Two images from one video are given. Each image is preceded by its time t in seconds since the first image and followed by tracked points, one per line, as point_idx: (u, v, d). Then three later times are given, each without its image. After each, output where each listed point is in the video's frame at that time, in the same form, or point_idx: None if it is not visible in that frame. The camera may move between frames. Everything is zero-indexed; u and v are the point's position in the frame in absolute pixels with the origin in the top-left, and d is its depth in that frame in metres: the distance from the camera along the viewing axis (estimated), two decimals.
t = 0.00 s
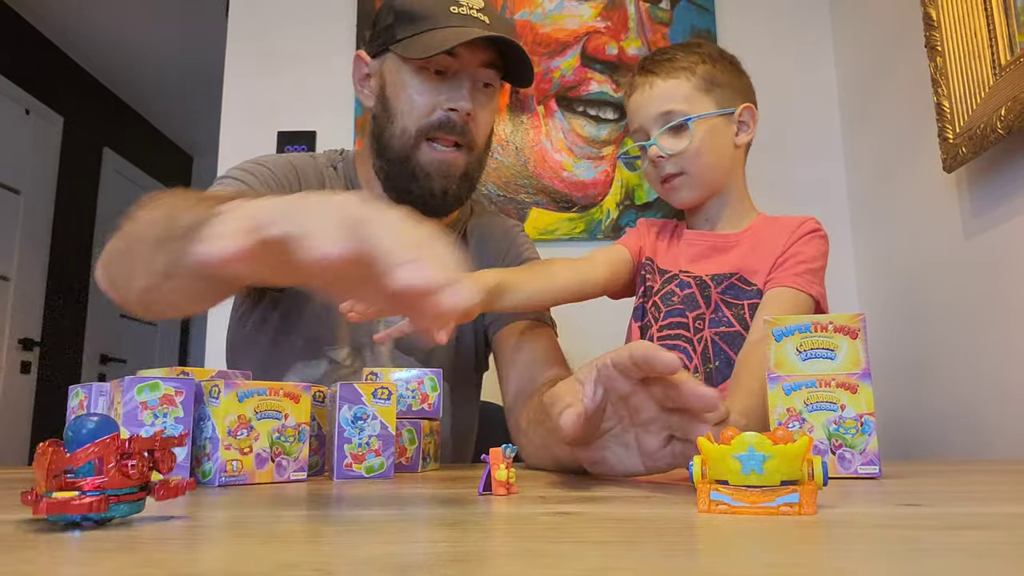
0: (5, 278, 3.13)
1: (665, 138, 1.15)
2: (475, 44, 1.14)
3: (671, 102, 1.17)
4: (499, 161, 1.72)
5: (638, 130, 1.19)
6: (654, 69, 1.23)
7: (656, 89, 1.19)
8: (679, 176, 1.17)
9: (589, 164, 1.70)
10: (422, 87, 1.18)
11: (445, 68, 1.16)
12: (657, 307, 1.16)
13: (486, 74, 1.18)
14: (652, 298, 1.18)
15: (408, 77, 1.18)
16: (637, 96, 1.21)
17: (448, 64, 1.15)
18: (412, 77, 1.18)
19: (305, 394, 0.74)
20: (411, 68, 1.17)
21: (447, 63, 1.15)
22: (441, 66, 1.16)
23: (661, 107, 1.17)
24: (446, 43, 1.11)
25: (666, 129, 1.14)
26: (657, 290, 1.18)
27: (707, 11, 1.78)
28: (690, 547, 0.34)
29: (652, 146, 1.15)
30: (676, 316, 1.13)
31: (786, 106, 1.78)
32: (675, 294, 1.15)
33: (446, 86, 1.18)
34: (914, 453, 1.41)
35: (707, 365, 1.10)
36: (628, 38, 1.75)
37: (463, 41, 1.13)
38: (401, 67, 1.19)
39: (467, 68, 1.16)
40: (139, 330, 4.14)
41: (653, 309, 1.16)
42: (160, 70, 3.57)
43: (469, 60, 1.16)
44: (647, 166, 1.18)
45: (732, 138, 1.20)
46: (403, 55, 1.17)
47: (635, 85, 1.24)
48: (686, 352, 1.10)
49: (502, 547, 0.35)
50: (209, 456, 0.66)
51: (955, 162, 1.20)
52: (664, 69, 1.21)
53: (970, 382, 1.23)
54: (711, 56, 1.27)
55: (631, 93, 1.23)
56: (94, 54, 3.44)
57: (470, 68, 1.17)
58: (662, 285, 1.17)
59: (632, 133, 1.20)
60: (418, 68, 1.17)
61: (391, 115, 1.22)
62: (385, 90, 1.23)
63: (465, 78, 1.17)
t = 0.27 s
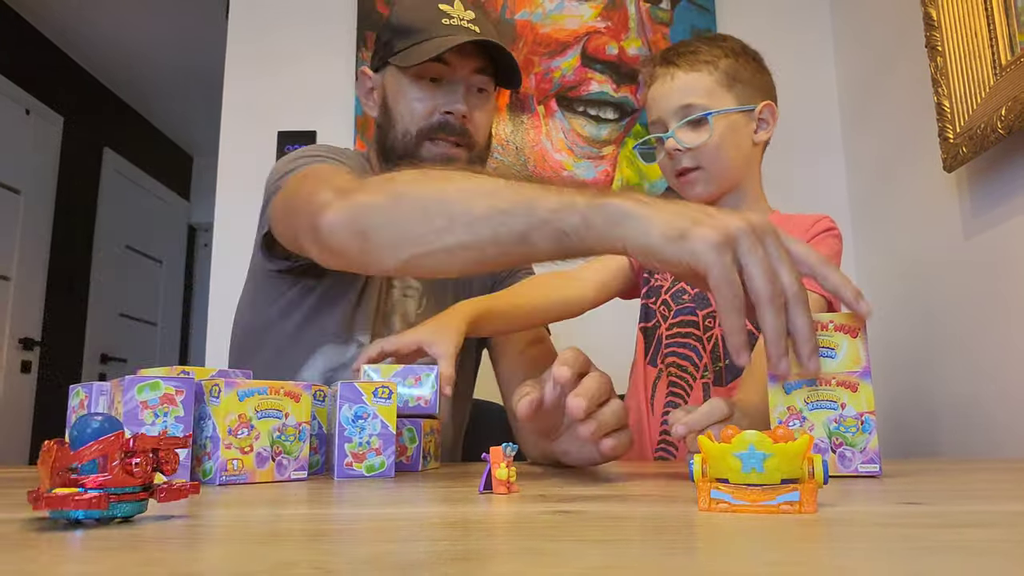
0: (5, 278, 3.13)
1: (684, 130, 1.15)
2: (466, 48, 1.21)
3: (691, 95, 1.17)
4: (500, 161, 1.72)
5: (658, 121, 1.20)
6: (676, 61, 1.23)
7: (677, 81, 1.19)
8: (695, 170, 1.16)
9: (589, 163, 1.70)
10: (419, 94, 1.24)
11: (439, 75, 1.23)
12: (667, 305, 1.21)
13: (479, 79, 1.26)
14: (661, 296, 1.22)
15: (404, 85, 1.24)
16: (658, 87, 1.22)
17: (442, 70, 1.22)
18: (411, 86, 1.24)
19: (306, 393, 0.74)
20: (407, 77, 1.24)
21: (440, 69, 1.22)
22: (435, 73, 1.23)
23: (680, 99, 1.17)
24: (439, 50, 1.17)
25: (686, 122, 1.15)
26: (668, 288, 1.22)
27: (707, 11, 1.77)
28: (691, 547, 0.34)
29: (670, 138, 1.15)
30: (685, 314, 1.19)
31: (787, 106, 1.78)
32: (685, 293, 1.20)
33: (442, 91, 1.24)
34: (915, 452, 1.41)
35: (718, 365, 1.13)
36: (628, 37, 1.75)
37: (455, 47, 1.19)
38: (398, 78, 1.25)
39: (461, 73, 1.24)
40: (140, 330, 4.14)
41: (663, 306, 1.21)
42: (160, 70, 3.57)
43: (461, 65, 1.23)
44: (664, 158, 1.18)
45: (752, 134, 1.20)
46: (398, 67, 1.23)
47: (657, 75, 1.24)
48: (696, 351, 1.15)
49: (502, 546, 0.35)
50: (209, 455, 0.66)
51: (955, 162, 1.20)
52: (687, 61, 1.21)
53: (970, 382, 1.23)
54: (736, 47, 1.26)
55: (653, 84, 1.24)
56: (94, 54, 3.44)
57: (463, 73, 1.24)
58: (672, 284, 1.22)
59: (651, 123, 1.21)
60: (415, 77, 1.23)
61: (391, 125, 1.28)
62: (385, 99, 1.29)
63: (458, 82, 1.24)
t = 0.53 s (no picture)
0: (6, 277, 3.13)
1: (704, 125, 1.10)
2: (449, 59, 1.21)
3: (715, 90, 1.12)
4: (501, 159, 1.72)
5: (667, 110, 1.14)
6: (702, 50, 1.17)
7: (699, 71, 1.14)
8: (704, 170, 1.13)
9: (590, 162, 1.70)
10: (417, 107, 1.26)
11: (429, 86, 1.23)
12: (675, 303, 1.17)
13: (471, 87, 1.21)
14: (667, 296, 1.18)
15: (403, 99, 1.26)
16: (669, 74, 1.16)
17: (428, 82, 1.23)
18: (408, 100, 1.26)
19: (306, 393, 0.74)
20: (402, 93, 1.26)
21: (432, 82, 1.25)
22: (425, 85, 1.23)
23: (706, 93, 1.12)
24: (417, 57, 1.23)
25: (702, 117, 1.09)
26: (673, 284, 1.19)
27: (707, 9, 1.77)
28: (692, 546, 0.34)
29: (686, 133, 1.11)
30: (695, 310, 1.15)
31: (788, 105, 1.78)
32: (693, 289, 1.17)
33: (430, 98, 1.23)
34: (917, 452, 1.41)
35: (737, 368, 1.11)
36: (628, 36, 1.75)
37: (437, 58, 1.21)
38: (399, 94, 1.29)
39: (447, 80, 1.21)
40: (140, 330, 4.15)
41: (670, 306, 1.17)
42: (160, 69, 3.57)
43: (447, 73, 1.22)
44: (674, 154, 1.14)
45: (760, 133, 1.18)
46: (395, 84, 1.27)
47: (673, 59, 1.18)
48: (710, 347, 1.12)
49: (503, 546, 0.35)
50: (209, 454, 0.66)
51: (957, 160, 1.20)
52: (712, 53, 1.16)
53: (972, 382, 1.23)
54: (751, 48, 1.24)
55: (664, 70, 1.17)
56: (95, 53, 3.44)
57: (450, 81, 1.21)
58: (677, 280, 1.19)
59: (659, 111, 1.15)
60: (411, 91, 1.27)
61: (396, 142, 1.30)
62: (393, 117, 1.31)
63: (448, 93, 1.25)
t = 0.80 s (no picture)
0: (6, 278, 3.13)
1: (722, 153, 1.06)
2: (431, 71, 1.21)
3: (732, 117, 1.09)
4: (500, 160, 1.72)
5: (683, 132, 1.09)
6: (716, 73, 1.12)
7: (716, 97, 1.09)
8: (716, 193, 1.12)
9: (589, 163, 1.70)
10: (400, 119, 1.25)
11: (412, 98, 1.24)
12: (683, 321, 1.15)
13: (451, 97, 1.24)
14: (673, 313, 1.16)
15: (387, 112, 1.26)
16: (682, 92, 1.11)
17: (412, 94, 1.23)
18: (391, 112, 1.25)
19: (306, 393, 0.73)
20: (387, 105, 1.26)
21: (410, 93, 1.23)
22: (407, 97, 1.24)
23: (723, 119, 1.08)
24: (396, 70, 1.21)
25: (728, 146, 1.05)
26: (677, 301, 1.17)
27: (707, 10, 1.77)
28: (690, 546, 0.34)
29: (703, 160, 1.06)
30: (706, 325, 1.13)
31: (788, 105, 1.78)
32: (698, 305, 1.15)
33: (413, 111, 1.24)
34: (916, 453, 1.41)
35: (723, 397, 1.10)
36: (628, 37, 1.75)
37: (419, 69, 1.21)
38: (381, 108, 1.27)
39: (429, 93, 1.23)
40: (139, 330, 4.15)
41: (679, 324, 1.15)
42: (159, 69, 3.57)
43: (429, 86, 1.22)
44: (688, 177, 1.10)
45: (762, 151, 1.14)
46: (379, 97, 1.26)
47: (685, 79, 1.12)
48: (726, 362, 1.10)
49: (502, 546, 0.35)
50: (209, 455, 0.66)
51: (956, 161, 1.20)
52: (726, 77, 1.12)
53: (970, 384, 1.23)
54: (754, 62, 1.19)
55: (675, 86, 1.12)
56: (94, 53, 3.44)
57: (432, 94, 1.23)
58: (681, 296, 1.16)
59: (675, 130, 1.10)
60: (391, 104, 1.25)
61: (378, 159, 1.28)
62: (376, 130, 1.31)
63: (426, 104, 1.24)
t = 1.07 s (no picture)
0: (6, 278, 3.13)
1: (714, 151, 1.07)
2: (373, 59, 1.18)
3: (723, 114, 1.10)
4: (500, 161, 1.72)
5: (674, 129, 1.10)
6: (709, 72, 1.14)
7: (710, 95, 1.10)
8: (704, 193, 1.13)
9: (589, 163, 1.70)
10: (343, 108, 1.22)
11: (355, 88, 1.21)
12: (660, 319, 1.15)
13: (394, 86, 1.21)
14: (649, 312, 1.17)
15: (328, 101, 1.23)
16: (674, 91, 1.12)
17: (354, 84, 1.20)
18: (333, 100, 1.23)
19: (305, 394, 0.73)
20: (329, 95, 1.23)
21: (352, 83, 1.20)
22: (350, 86, 1.21)
23: (716, 117, 1.09)
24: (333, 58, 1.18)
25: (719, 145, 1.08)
26: (654, 300, 1.17)
27: (707, 10, 1.77)
28: (688, 546, 0.34)
29: (693, 158, 1.08)
30: (684, 324, 1.14)
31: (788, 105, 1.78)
32: (676, 304, 1.16)
33: (357, 100, 1.22)
34: (915, 453, 1.42)
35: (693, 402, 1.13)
36: (628, 37, 1.75)
37: (360, 58, 1.18)
38: (323, 98, 1.24)
39: (371, 83, 1.20)
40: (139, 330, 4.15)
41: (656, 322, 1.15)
42: (160, 69, 3.57)
43: (371, 75, 1.20)
44: (678, 176, 1.11)
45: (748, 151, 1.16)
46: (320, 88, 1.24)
47: (679, 78, 1.14)
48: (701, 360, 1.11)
49: (500, 546, 0.35)
50: (208, 455, 0.67)
51: (956, 161, 1.20)
52: (719, 76, 1.13)
53: (970, 385, 1.23)
54: (738, 63, 1.21)
55: (668, 84, 1.13)
56: (94, 53, 3.44)
57: (374, 82, 1.20)
58: (659, 296, 1.17)
59: (663, 127, 1.11)
60: (333, 94, 1.22)
61: (322, 149, 1.27)
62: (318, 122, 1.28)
63: (369, 92, 1.21)
